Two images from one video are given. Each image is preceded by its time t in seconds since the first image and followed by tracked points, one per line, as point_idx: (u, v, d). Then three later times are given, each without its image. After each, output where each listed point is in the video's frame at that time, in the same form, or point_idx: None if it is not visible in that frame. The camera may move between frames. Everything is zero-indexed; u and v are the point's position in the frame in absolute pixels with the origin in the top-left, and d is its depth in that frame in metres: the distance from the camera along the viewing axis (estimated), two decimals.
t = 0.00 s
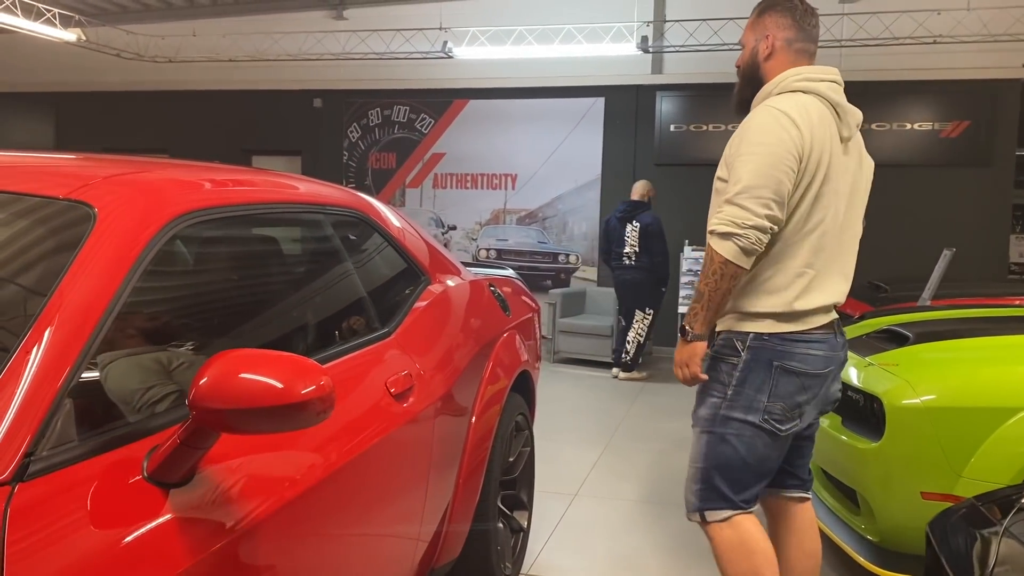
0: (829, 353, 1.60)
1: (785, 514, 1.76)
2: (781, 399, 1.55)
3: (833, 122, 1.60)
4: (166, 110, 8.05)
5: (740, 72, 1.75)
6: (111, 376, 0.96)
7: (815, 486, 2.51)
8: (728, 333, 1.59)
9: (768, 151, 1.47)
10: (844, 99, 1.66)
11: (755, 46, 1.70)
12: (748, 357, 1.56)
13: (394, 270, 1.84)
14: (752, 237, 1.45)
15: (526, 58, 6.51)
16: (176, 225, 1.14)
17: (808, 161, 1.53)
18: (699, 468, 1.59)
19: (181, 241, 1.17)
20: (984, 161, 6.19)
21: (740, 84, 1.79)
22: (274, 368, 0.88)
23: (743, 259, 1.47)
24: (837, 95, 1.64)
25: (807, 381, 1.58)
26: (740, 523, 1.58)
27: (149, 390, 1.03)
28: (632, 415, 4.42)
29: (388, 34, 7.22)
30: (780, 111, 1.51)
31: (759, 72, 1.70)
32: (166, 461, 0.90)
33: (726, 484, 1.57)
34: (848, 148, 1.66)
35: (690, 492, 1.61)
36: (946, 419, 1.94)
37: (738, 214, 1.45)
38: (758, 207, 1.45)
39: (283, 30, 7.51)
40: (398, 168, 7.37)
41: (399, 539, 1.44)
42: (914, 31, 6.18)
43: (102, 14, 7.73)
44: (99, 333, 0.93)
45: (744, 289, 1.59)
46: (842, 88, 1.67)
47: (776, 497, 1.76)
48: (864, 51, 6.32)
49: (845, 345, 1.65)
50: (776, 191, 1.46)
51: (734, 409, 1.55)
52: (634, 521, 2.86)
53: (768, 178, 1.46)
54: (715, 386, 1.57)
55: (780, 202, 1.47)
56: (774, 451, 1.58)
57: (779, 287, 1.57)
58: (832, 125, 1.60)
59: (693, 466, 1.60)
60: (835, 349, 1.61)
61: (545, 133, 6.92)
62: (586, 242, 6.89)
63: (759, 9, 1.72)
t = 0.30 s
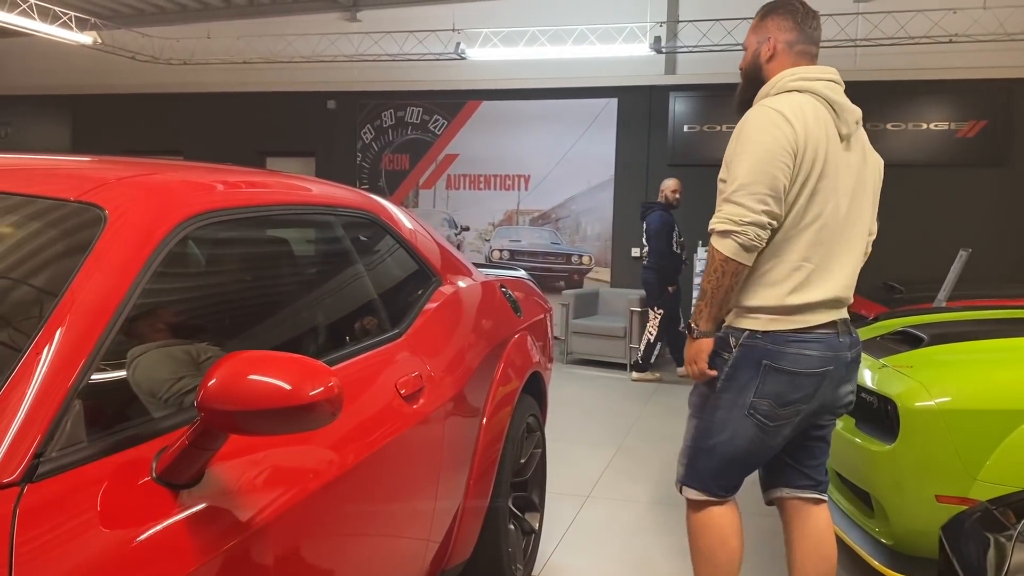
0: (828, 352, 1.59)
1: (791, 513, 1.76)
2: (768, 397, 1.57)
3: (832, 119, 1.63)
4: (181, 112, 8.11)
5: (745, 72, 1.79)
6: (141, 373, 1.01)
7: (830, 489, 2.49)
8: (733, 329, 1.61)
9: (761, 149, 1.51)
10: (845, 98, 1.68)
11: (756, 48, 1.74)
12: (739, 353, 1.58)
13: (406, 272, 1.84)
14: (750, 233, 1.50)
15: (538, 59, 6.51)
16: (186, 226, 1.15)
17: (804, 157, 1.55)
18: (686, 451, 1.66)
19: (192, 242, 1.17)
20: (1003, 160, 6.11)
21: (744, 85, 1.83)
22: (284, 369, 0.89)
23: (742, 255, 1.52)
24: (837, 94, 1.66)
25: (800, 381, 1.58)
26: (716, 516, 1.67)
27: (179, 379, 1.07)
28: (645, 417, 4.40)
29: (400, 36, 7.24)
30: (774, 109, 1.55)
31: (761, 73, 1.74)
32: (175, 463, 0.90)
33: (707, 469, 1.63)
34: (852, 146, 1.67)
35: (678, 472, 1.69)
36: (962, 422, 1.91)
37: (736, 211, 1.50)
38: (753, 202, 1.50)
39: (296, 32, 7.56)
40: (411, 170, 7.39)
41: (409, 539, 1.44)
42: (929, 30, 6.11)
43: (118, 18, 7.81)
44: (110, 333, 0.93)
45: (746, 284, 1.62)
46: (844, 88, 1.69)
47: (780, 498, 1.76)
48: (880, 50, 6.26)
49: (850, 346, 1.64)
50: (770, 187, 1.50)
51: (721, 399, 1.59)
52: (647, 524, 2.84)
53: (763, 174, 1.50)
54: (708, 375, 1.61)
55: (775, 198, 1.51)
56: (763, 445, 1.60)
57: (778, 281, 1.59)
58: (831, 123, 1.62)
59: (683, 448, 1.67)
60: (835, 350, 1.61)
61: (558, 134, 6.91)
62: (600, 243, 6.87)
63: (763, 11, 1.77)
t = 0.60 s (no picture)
0: (793, 353, 1.65)
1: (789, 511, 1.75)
2: (734, 397, 1.66)
3: (805, 126, 1.69)
4: (192, 112, 8.15)
5: (725, 79, 1.87)
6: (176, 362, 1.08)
7: (839, 490, 2.48)
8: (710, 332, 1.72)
9: (732, 158, 1.59)
10: (819, 104, 1.74)
11: (735, 56, 1.80)
12: (706, 354, 1.71)
13: (414, 273, 1.84)
14: (725, 238, 1.56)
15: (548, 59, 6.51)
16: (195, 226, 1.15)
17: (776, 164, 1.62)
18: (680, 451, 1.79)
19: (200, 243, 1.17)
20: (1017, 160, 6.04)
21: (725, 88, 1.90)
22: (288, 369, 0.89)
23: (722, 261, 1.58)
24: (810, 101, 1.72)
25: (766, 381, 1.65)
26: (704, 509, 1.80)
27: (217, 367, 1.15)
28: (654, 418, 4.38)
29: (410, 37, 7.26)
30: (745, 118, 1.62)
31: (740, 80, 1.82)
32: (179, 464, 0.90)
33: (697, 465, 1.75)
34: (828, 150, 1.73)
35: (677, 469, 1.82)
36: (973, 424, 1.90)
37: (710, 219, 1.58)
38: (727, 209, 1.57)
39: (306, 33, 7.58)
40: (420, 170, 7.40)
41: (417, 540, 1.44)
42: (941, 29, 6.06)
43: (129, 19, 7.85)
44: (116, 333, 0.94)
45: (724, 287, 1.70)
46: (818, 95, 1.76)
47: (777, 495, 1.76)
48: (892, 49, 6.20)
49: (823, 346, 1.69)
50: (742, 195, 1.57)
51: (696, 401, 1.71)
52: (655, 525, 2.82)
53: (734, 183, 1.58)
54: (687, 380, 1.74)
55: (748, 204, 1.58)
56: (740, 442, 1.69)
57: (751, 283, 1.67)
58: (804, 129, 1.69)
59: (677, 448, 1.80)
60: (802, 350, 1.66)
61: (567, 134, 6.89)
62: (609, 243, 6.86)
63: (741, 19, 1.84)
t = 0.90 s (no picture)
0: (744, 340, 1.74)
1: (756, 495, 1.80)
2: (689, 380, 1.75)
3: (763, 133, 1.76)
4: (199, 112, 8.17)
5: (695, 82, 1.95)
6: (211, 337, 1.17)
7: (847, 493, 2.46)
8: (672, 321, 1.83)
9: (687, 169, 1.68)
10: (779, 111, 1.81)
11: (703, 60, 1.89)
12: (665, 340, 1.82)
13: (418, 274, 1.84)
14: (679, 246, 1.67)
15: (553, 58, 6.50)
16: (198, 225, 1.16)
17: (731, 171, 1.71)
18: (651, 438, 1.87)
19: (202, 243, 1.17)
20: None
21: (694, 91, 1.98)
22: (289, 370, 0.89)
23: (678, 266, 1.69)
24: (769, 108, 1.79)
25: (719, 365, 1.74)
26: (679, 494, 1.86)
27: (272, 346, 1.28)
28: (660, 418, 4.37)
29: (416, 36, 7.26)
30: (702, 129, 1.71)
31: (709, 82, 1.90)
32: (179, 465, 0.90)
33: (667, 450, 1.82)
34: (787, 155, 1.80)
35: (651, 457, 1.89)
36: (979, 424, 1.89)
37: (668, 228, 1.68)
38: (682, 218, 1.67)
39: (311, 33, 7.59)
40: (426, 169, 7.40)
41: (420, 542, 1.43)
42: (949, 27, 6.03)
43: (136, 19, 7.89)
44: (118, 332, 0.95)
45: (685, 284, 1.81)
46: (779, 101, 1.83)
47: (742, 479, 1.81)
48: (899, 48, 6.17)
49: (775, 335, 1.77)
50: (697, 204, 1.67)
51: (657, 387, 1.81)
52: (660, 527, 2.81)
53: (690, 194, 1.67)
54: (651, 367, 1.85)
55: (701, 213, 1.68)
56: (697, 425, 1.77)
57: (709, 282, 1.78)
58: (762, 136, 1.76)
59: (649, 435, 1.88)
60: (752, 337, 1.74)
61: (573, 134, 6.88)
62: (615, 243, 6.84)
63: (708, 25, 1.91)
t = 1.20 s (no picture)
0: (721, 325, 1.87)
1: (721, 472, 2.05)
2: (674, 364, 1.86)
3: (715, 122, 1.88)
4: (201, 109, 8.17)
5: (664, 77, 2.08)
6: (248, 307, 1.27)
7: (851, 490, 2.44)
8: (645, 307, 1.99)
9: (627, 160, 1.87)
10: (733, 100, 1.92)
11: (669, 55, 2.03)
12: (647, 330, 1.92)
13: (419, 270, 1.83)
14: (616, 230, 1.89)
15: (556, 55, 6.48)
16: (195, 220, 1.15)
17: (678, 161, 1.85)
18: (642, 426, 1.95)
19: (198, 238, 1.16)
20: None
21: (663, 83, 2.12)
22: (284, 366, 0.88)
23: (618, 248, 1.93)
24: (721, 99, 1.91)
25: (699, 351, 1.86)
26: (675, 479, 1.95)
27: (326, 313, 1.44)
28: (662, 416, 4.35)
29: (417, 32, 7.23)
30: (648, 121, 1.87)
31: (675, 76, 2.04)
32: (172, 463, 0.89)
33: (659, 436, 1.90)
34: (742, 142, 1.91)
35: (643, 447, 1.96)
36: (983, 422, 1.87)
37: (608, 214, 1.89)
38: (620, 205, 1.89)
39: (312, 30, 7.57)
40: (429, 167, 7.39)
41: (420, 540, 1.42)
42: (954, 23, 5.98)
43: (138, 16, 7.89)
44: (112, 326, 0.94)
45: (650, 271, 1.98)
46: (734, 91, 1.94)
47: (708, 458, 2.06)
48: (904, 43, 6.12)
49: (746, 327, 1.91)
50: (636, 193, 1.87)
51: (643, 373, 1.92)
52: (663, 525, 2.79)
53: (629, 182, 1.87)
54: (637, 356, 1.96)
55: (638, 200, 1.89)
56: (686, 409, 1.87)
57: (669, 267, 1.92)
58: (713, 125, 1.89)
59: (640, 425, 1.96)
60: (727, 323, 1.88)
61: (576, 130, 6.86)
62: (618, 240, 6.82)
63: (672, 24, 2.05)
